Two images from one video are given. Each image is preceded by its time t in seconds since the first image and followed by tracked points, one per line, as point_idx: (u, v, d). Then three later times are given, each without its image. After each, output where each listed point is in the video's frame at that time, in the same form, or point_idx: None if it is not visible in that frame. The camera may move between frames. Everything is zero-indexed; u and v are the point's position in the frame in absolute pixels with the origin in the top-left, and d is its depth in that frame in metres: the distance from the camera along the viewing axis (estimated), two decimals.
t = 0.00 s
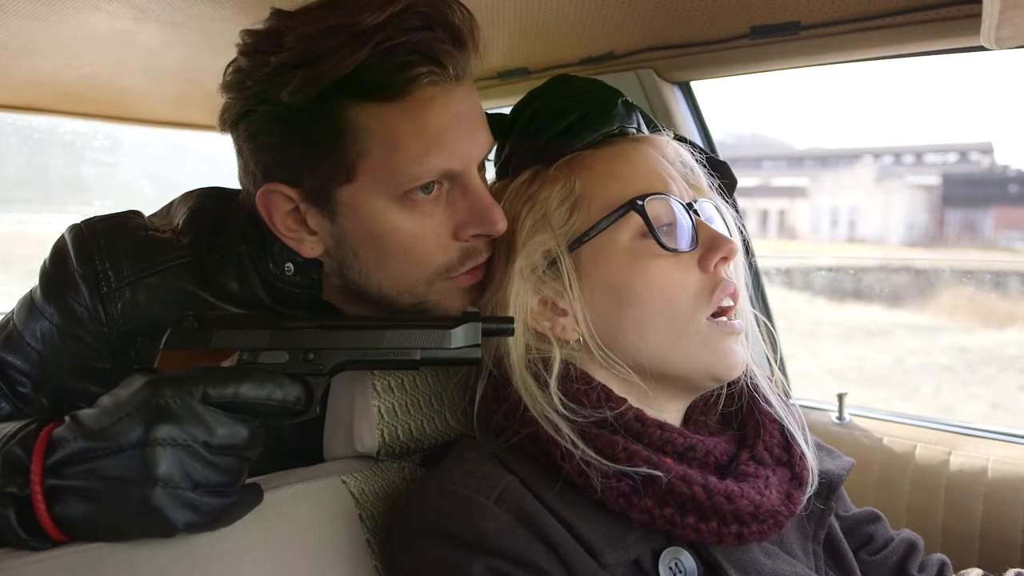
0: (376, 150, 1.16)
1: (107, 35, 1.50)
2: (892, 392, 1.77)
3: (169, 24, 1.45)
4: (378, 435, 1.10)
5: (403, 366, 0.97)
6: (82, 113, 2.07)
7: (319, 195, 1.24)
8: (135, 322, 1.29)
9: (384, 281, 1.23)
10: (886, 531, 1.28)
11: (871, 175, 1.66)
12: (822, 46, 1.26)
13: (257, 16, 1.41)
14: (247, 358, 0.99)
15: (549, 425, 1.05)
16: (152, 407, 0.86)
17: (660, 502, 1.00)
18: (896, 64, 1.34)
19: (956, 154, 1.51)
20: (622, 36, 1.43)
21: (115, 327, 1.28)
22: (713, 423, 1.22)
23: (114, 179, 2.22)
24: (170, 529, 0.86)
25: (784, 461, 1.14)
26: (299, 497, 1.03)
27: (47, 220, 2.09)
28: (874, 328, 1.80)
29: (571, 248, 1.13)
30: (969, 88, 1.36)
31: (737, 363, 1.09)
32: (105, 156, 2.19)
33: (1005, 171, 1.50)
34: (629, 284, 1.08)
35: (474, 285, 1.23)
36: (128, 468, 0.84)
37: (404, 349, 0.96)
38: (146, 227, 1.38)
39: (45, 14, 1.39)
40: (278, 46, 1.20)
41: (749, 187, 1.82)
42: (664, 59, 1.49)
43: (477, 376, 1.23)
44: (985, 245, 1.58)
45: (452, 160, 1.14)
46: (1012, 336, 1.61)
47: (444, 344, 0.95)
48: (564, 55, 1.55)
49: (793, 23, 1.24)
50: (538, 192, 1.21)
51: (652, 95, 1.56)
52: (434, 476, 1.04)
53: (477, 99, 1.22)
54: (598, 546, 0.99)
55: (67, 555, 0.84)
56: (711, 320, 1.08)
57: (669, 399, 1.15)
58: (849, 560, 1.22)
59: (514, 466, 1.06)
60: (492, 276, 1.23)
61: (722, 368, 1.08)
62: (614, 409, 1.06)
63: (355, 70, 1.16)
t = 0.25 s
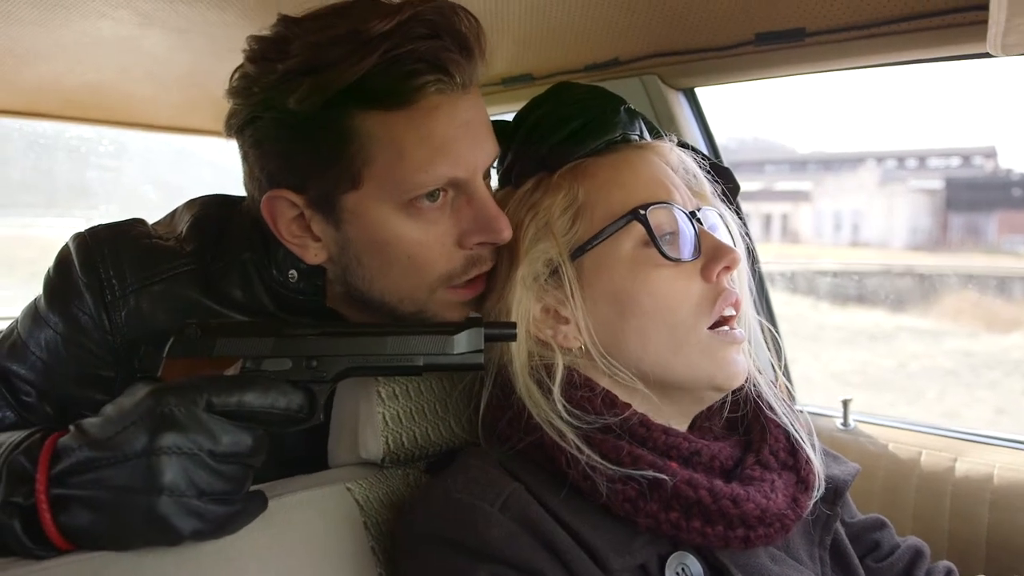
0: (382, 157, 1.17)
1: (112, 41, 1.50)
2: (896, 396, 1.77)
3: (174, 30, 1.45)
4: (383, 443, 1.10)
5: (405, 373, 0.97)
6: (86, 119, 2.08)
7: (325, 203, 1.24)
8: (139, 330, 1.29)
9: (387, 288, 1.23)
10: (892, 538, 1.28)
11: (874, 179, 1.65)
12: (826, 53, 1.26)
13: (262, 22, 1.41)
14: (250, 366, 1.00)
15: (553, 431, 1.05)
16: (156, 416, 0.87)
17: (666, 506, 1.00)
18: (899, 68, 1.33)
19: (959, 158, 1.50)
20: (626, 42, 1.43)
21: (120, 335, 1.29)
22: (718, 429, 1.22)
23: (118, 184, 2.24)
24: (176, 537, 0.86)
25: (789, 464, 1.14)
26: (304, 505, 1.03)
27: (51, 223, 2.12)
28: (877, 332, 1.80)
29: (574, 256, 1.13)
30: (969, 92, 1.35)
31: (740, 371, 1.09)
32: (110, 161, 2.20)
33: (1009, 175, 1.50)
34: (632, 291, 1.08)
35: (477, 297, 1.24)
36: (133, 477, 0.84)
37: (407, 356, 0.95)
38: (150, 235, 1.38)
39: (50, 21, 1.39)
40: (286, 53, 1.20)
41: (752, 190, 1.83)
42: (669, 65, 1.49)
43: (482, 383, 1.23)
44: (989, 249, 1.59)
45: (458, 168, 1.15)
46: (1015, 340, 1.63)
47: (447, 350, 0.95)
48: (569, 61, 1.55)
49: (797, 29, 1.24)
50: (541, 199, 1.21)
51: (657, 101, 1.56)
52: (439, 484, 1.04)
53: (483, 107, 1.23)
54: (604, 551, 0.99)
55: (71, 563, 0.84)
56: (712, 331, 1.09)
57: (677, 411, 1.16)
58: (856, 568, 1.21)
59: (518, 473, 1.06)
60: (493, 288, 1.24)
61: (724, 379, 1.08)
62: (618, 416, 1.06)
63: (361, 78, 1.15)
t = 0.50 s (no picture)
0: (388, 160, 1.16)
1: (115, 44, 1.50)
2: (900, 397, 1.77)
3: (177, 33, 1.45)
4: (387, 445, 1.10)
5: (408, 375, 0.96)
6: (88, 122, 2.08)
7: (330, 207, 1.24)
8: (142, 334, 1.28)
9: (391, 291, 1.23)
10: (897, 542, 1.28)
11: (876, 179, 1.64)
12: (830, 55, 1.26)
13: (266, 24, 1.41)
14: (253, 369, 0.99)
15: (558, 436, 1.05)
16: (160, 420, 0.87)
17: (671, 514, 0.99)
18: (902, 70, 1.33)
19: (962, 158, 1.51)
20: (629, 44, 1.42)
21: (123, 339, 1.28)
22: (722, 433, 1.21)
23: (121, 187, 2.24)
24: (179, 541, 0.86)
25: (794, 472, 1.13)
26: (308, 509, 1.02)
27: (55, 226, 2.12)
28: (881, 333, 1.79)
29: (578, 259, 1.13)
30: (973, 93, 1.35)
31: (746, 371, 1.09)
32: (113, 164, 2.20)
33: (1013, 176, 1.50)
34: (636, 294, 1.07)
35: (483, 299, 1.24)
36: (137, 482, 0.84)
37: (408, 357, 0.95)
38: (153, 239, 1.38)
39: (53, 24, 1.39)
40: (292, 56, 1.20)
41: (755, 192, 1.82)
42: (673, 67, 1.48)
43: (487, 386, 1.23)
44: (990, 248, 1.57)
45: (464, 172, 1.14)
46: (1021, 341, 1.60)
47: (449, 353, 0.94)
48: (572, 63, 1.55)
49: (802, 31, 1.24)
50: (545, 202, 1.21)
51: (661, 103, 1.55)
52: (443, 488, 1.03)
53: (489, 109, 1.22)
54: (609, 558, 0.98)
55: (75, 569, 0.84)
56: (718, 332, 1.08)
57: (681, 416, 1.16)
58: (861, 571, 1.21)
59: (523, 477, 1.05)
60: (498, 291, 1.24)
61: (729, 380, 1.08)
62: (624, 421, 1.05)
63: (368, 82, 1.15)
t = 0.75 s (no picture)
0: (393, 164, 1.16)
1: (117, 47, 1.50)
2: (903, 397, 1.76)
3: (179, 36, 1.45)
4: (391, 449, 1.09)
5: (412, 379, 0.96)
6: (90, 125, 2.07)
7: (335, 211, 1.24)
8: (145, 339, 1.28)
9: (396, 295, 1.23)
10: (903, 545, 1.27)
11: (879, 179, 1.65)
12: (834, 55, 1.25)
13: (269, 28, 1.41)
14: (257, 373, 0.99)
15: (563, 441, 1.05)
16: (164, 425, 0.86)
17: (676, 523, 0.99)
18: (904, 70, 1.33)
19: (965, 157, 1.50)
20: (633, 45, 1.42)
21: (125, 344, 1.28)
22: (727, 439, 1.21)
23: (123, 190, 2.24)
24: (183, 547, 0.85)
25: (799, 480, 1.13)
26: (312, 514, 1.02)
27: (56, 229, 2.11)
28: (884, 333, 1.77)
29: (582, 261, 1.13)
30: (973, 92, 1.34)
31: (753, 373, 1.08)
32: (116, 167, 2.20)
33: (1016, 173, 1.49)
34: (641, 298, 1.07)
35: (489, 302, 1.23)
36: (141, 488, 0.84)
37: (412, 362, 0.95)
38: (155, 243, 1.38)
39: (55, 27, 1.39)
40: (299, 59, 1.20)
41: (757, 192, 1.83)
42: (678, 69, 1.48)
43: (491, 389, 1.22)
44: (995, 249, 1.57)
45: (470, 177, 1.14)
46: None
47: (453, 356, 0.93)
48: (576, 65, 1.54)
49: (806, 31, 1.24)
50: (550, 205, 1.20)
51: (664, 104, 1.56)
52: (449, 492, 1.03)
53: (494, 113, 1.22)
54: (613, 566, 0.98)
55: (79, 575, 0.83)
56: (724, 331, 1.08)
57: (683, 418, 1.15)
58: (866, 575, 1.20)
59: (527, 482, 1.05)
60: (503, 294, 1.24)
61: (735, 380, 1.07)
62: (630, 428, 1.05)
63: (373, 87, 1.15)
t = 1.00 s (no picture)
0: (399, 166, 1.16)
1: (121, 50, 1.50)
2: (909, 397, 1.75)
3: (183, 38, 1.45)
4: (396, 452, 1.09)
5: (417, 381, 0.96)
6: (93, 128, 2.08)
7: (340, 213, 1.24)
8: (150, 343, 1.28)
9: (402, 298, 1.22)
10: (911, 548, 1.27)
11: (881, 179, 1.64)
12: (839, 56, 1.25)
13: (273, 30, 1.40)
14: (262, 377, 0.99)
15: (570, 445, 1.04)
16: (169, 429, 0.86)
17: (683, 529, 0.98)
18: (908, 71, 1.32)
19: (968, 157, 1.50)
20: (637, 47, 1.42)
21: (130, 347, 1.28)
22: (733, 444, 1.21)
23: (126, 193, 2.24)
24: (189, 551, 0.85)
25: (806, 487, 1.12)
26: (319, 518, 1.02)
27: (58, 230, 2.13)
28: (888, 333, 1.77)
29: (587, 262, 1.12)
30: (977, 91, 1.34)
31: (759, 374, 1.08)
32: (120, 169, 2.20)
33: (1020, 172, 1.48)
34: (647, 300, 1.06)
35: (494, 305, 1.23)
36: (146, 492, 0.84)
37: (417, 364, 0.94)
38: (159, 246, 1.38)
39: (59, 30, 1.39)
40: (304, 62, 1.20)
41: (761, 192, 1.82)
42: (683, 69, 1.48)
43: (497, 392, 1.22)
44: (1000, 248, 1.56)
45: (476, 180, 1.14)
46: None
47: (459, 358, 0.93)
48: (580, 66, 1.54)
49: (810, 32, 1.23)
50: (554, 207, 1.20)
51: (669, 105, 1.55)
52: (456, 495, 1.03)
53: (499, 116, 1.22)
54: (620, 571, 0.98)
55: None
56: (729, 329, 1.07)
57: (690, 419, 1.14)
58: None
59: (534, 485, 1.05)
60: (509, 297, 1.23)
61: (743, 379, 1.07)
62: (639, 433, 1.05)
63: (379, 90, 1.15)
